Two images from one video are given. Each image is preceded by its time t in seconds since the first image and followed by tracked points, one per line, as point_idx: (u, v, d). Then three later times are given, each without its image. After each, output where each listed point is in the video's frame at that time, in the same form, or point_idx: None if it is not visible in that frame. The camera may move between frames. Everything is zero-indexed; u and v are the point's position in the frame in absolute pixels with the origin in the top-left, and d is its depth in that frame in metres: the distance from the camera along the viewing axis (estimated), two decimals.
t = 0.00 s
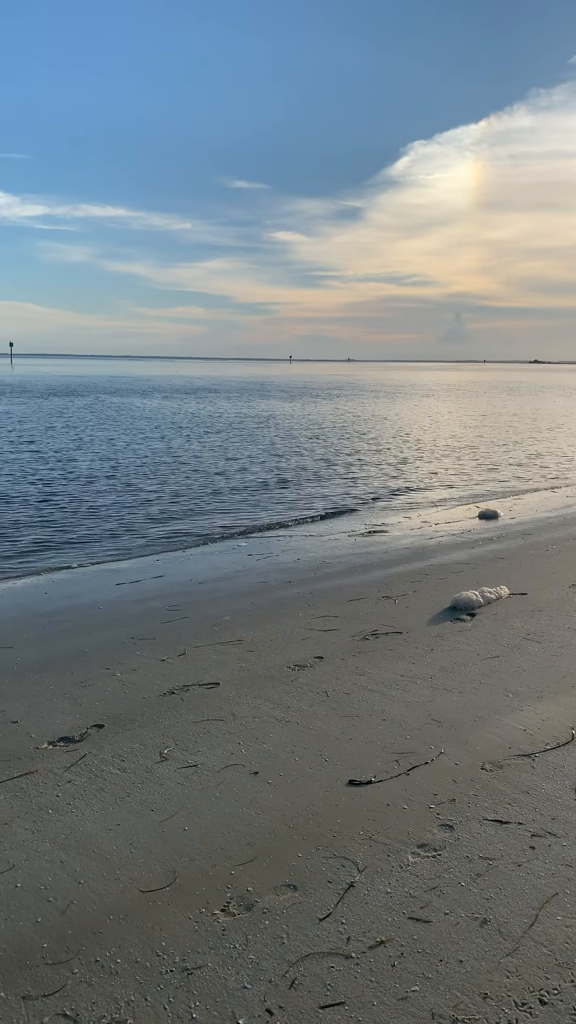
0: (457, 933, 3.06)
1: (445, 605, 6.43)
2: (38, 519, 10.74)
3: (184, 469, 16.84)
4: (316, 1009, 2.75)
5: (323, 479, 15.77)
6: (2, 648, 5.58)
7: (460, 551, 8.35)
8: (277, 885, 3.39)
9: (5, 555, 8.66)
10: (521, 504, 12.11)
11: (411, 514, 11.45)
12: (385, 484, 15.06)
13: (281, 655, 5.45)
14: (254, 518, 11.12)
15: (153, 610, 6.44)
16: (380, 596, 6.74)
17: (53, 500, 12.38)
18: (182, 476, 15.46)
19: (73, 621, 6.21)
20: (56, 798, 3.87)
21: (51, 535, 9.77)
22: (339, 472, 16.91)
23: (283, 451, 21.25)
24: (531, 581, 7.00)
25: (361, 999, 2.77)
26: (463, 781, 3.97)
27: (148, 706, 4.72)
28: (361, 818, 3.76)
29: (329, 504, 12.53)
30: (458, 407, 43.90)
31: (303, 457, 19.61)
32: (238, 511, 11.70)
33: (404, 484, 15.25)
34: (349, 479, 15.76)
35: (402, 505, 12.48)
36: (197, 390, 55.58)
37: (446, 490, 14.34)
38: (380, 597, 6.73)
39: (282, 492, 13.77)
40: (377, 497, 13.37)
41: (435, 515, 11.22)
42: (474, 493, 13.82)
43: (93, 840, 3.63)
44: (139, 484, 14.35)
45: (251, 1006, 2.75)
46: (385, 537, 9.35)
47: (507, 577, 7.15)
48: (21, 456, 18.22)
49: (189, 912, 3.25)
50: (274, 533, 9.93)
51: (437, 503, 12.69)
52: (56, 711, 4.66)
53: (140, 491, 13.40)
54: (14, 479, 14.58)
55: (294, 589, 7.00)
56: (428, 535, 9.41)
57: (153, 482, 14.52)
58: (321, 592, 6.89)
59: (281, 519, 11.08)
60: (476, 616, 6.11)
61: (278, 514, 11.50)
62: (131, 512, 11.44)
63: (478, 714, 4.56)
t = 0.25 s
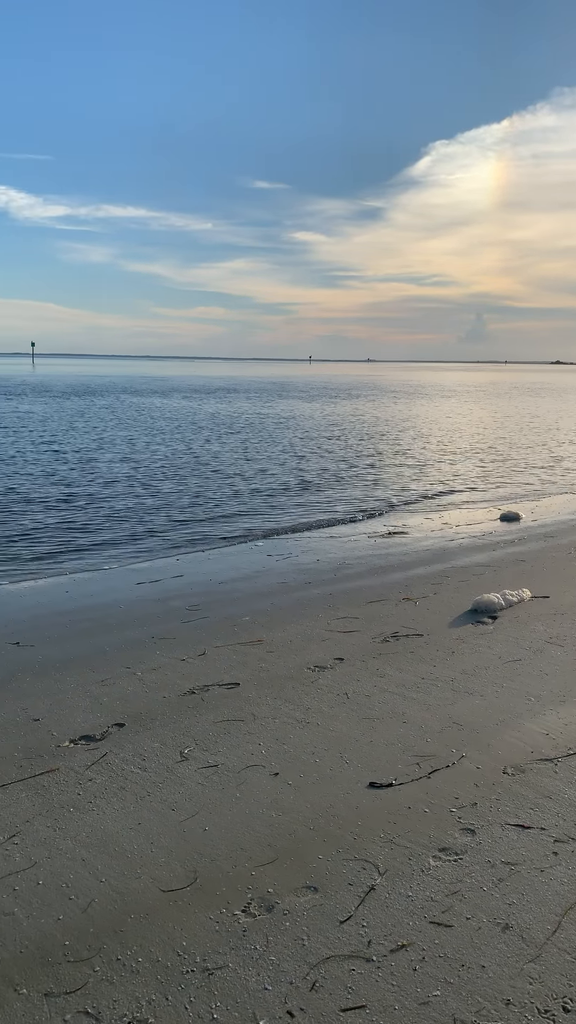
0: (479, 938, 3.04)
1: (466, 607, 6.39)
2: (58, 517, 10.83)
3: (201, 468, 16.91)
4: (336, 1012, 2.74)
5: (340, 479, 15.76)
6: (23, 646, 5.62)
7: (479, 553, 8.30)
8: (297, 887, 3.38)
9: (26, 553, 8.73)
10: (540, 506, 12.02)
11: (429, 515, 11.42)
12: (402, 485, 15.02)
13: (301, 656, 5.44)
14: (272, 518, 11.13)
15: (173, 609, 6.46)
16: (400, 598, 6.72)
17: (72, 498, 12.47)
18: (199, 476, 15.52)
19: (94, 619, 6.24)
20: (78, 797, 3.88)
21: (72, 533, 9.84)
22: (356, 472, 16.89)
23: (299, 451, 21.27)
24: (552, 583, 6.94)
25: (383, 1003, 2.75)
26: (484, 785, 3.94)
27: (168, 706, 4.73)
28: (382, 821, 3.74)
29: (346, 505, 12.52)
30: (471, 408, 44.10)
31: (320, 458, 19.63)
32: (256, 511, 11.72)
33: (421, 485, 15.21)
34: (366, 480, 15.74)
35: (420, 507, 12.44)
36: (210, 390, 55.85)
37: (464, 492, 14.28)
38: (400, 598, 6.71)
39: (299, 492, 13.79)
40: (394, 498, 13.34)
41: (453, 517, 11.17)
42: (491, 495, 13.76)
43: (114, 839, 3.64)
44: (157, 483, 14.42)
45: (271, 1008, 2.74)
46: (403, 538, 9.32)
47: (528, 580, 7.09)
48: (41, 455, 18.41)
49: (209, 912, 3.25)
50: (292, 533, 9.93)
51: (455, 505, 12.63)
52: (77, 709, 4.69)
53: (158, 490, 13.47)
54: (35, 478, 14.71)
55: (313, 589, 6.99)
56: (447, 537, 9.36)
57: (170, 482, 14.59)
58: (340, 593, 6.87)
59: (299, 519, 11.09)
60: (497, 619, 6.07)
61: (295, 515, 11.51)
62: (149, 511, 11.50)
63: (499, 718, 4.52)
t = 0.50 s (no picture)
0: (504, 944, 3.01)
1: (490, 610, 6.35)
2: (82, 516, 10.93)
3: (222, 468, 16.98)
4: (361, 1015, 2.73)
5: (359, 480, 15.75)
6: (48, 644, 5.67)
7: (502, 556, 8.24)
8: (321, 888, 3.38)
9: (51, 551, 8.82)
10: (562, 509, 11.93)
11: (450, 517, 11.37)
12: (422, 487, 14.98)
13: (324, 657, 5.44)
14: (294, 519, 11.15)
15: (197, 609, 6.49)
16: (424, 600, 6.69)
17: (95, 498, 12.58)
18: (220, 476, 15.60)
19: (118, 618, 6.28)
20: (103, 794, 3.91)
21: (96, 532, 9.94)
22: (376, 473, 16.88)
23: (319, 451, 21.30)
24: None
25: (407, 1007, 2.74)
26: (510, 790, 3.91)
27: (192, 705, 4.75)
28: (406, 824, 3.73)
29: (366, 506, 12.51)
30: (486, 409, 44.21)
31: (338, 459, 19.63)
32: (276, 511, 11.75)
33: (441, 487, 15.16)
34: (385, 481, 15.72)
35: (440, 508, 12.40)
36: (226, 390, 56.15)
37: (484, 494, 14.20)
38: (424, 601, 6.69)
39: (320, 493, 13.80)
40: (413, 500, 13.32)
41: (474, 519, 11.12)
42: (512, 497, 13.67)
43: (138, 837, 3.65)
44: (179, 483, 14.51)
45: (295, 1009, 2.74)
46: (425, 540, 9.29)
47: (552, 584, 7.04)
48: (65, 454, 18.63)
49: (234, 913, 3.25)
50: (314, 534, 9.93)
51: (475, 507, 12.58)
52: (102, 707, 4.72)
53: (180, 490, 13.54)
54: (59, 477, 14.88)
55: (336, 591, 6.99)
56: (469, 539, 9.32)
57: (192, 481, 14.68)
58: (363, 594, 6.87)
59: (320, 520, 11.10)
60: (522, 622, 6.02)
61: (316, 516, 11.53)
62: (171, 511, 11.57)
63: (524, 722, 4.49)
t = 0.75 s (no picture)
0: (535, 952, 2.98)
1: (518, 614, 6.30)
2: (106, 516, 11.01)
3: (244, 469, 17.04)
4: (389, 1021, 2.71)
5: (380, 482, 15.71)
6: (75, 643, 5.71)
7: (527, 559, 8.17)
8: (349, 892, 3.36)
9: (77, 550, 8.90)
10: None
11: (473, 520, 11.30)
12: (443, 489, 14.90)
13: (350, 659, 5.42)
14: (317, 520, 11.15)
15: (222, 609, 6.50)
16: (450, 603, 6.65)
17: (118, 497, 12.67)
18: (241, 476, 15.64)
19: (144, 617, 6.31)
20: (130, 793, 3.92)
21: (121, 531, 10.01)
22: (397, 475, 16.83)
23: (340, 452, 21.29)
24: None
25: (437, 1014, 2.72)
26: (539, 796, 3.87)
27: (218, 705, 4.76)
28: (434, 829, 3.70)
29: (388, 508, 12.48)
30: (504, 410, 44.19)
31: (359, 460, 19.61)
32: (298, 512, 11.75)
33: (463, 489, 15.07)
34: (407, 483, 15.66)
35: (463, 511, 12.33)
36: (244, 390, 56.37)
37: (507, 497, 14.09)
38: (450, 604, 6.65)
39: (342, 494, 13.78)
40: (435, 502, 13.26)
41: (499, 522, 11.03)
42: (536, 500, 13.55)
43: (166, 836, 3.66)
44: (201, 483, 14.58)
45: (323, 1013, 2.73)
46: (449, 543, 9.24)
47: None
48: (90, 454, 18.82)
49: (261, 914, 3.25)
50: (337, 536, 9.92)
51: (499, 509, 12.50)
52: (129, 705, 4.74)
53: (203, 491, 13.59)
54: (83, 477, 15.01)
55: (361, 593, 6.97)
56: (494, 543, 9.25)
57: (214, 482, 14.74)
58: (389, 596, 6.85)
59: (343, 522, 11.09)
60: (551, 627, 5.96)
61: (338, 517, 11.51)
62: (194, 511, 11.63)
63: (553, 728, 4.44)
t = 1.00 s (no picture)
0: (568, 963, 2.93)
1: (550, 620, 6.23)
2: (132, 516, 11.10)
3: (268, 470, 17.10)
4: None
5: (405, 484, 15.64)
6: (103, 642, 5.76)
7: (557, 564, 8.08)
8: (379, 896, 3.34)
9: (105, 550, 8.99)
10: None
11: (502, 524, 11.19)
12: (469, 492, 14.79)
13: (379, 663, 5.41)
14: (343, 523, 11.12)
15: (250, 611, 6.51)
16: (480, 608, 6.60)
17: (144, 498, 12.78)
18: (266, 478, 15.68)
19: (173, 617, 6.35)
20: (160, 793, 3.94)
21: (149, 532, 10.09)
22: (422, 478, 16.75)
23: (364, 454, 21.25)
24: None
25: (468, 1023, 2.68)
26: (571, 804, 3.81)
27: (246, 707, 4.77)
28: (464, 835, 3.67)
29: (414, 511, 12.41)
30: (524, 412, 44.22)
31: (384, 462, 19.57)
32: (323, 514, 11.75)
33: (489, 492, 14.94)
34: (432, 486, 15.58)
35: (490, 515, 12.23)
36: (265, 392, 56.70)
37: (535, 500, 13.93)
38: (480, 609, 6.60)
39: (367, 497, 13.74)
40: (461, 505, 13.17)
41: (528, 526, 10.91)
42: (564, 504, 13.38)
43: (195, 837, 3.67)
44: (226, 484, 14.64)
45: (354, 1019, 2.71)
46: (477, 546, 9.17)
47: None
48: (117, 454, 19.02)
49: (291, 918, 3.24)
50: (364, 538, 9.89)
51: (526, 514, 12.37)
52: (158, 705, 4.77)
53: (228, 492, 13.64)
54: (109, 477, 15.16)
55: (389, 596, 6.94)
56: (523, 547, 9.15)
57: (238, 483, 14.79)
58: (418, 600, 6.82)
59: (370, 524, 11.06)
60: None
61: (365, 519, 11.49)
62: (220, 512, 11.68)
63: None
